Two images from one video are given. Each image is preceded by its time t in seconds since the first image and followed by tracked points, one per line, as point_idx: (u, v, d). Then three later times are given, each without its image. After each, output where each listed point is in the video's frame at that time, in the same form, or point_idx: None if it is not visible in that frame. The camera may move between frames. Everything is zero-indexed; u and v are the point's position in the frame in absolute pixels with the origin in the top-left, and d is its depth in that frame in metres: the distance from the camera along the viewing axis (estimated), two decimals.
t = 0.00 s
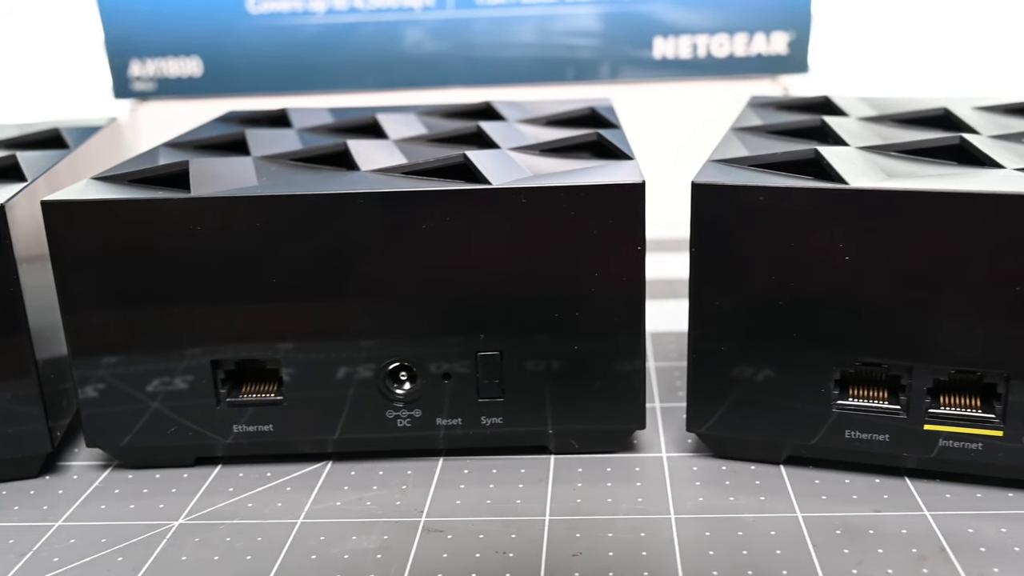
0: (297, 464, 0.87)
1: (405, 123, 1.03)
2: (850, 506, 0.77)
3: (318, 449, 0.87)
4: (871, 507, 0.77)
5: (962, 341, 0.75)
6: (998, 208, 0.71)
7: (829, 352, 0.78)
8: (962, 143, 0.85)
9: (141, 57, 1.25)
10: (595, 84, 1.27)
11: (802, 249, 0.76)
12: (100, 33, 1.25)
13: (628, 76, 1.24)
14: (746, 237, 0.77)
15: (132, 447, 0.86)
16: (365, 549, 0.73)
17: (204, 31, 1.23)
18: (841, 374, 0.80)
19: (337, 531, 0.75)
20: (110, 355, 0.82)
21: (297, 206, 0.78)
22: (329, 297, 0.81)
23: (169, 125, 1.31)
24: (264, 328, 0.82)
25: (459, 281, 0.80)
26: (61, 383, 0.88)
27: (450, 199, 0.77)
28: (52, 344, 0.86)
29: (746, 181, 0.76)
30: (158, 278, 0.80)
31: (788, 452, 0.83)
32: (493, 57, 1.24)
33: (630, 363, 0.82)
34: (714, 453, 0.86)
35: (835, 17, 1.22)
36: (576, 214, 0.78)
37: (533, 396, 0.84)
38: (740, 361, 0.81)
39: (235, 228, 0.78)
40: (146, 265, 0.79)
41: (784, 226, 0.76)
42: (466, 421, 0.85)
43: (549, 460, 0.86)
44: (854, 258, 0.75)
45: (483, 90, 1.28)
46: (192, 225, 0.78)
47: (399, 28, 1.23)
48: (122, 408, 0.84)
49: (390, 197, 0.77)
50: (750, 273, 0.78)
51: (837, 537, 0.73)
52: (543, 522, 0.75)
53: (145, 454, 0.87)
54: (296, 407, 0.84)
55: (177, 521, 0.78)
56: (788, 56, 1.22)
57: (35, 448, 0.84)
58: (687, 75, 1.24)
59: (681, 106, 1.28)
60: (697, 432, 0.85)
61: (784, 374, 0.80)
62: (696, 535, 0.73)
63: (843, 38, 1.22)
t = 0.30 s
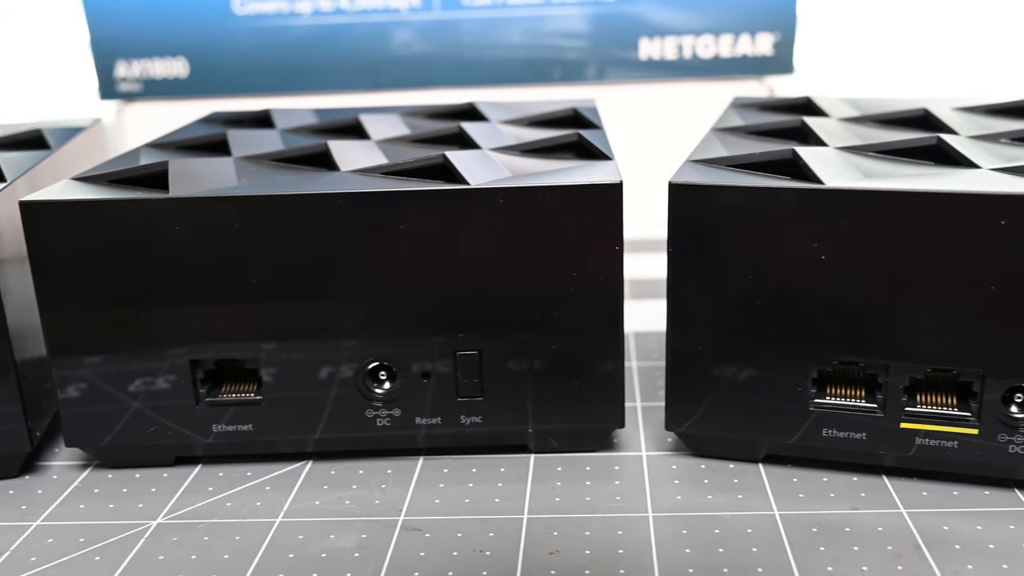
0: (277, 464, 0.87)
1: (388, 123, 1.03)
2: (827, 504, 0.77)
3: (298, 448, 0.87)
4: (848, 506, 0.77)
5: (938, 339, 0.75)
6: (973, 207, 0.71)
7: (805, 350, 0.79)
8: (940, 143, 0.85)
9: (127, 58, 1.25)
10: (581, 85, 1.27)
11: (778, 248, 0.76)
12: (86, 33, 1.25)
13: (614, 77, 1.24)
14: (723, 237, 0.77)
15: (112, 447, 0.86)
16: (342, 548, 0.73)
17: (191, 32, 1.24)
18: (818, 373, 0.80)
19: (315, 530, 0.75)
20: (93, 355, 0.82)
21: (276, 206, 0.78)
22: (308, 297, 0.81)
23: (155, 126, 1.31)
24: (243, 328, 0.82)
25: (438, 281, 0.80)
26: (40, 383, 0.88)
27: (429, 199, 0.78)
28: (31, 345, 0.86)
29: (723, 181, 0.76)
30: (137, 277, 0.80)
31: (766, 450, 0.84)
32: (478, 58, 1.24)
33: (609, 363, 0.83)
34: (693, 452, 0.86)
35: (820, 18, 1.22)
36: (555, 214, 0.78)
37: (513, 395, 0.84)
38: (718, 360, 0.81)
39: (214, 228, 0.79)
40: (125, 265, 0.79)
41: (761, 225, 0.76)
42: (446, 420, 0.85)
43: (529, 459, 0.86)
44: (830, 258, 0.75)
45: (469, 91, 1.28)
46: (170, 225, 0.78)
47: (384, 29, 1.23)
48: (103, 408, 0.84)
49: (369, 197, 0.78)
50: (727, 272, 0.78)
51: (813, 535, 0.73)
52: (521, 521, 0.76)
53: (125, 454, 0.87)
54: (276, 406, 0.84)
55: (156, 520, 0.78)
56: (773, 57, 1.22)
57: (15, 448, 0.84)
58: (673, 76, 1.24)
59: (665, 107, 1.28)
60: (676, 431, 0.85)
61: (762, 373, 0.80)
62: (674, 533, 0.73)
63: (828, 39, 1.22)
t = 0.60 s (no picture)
0: (264, 464, 0.87)
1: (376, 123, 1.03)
2: (812, 503, 0.77)
3: (285, 449, 0.87)
4: (833, 505, 0.77)
5: (922, 339, 0.75)
6: (957, 206, 0.71)
7: (790, 349, 0.79)
8: (926, 142, 0.86)
9: (117, 58, 1.24)
10: (572, 86, 1.27)
11: (763, 248, 0.76)
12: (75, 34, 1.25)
13: (604, 77, 1.24)
14: (708, 237, 0.77)
15: (98, 448, 0.86)
16: (327, 549, 0.73)
17: (181, 32, 1.23)
18: (803, 372, 0.80)
19: (300, 531, 0.75)
20: (81, 356, 0.82)
21: (260, 206, 0.78)
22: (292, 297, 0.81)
23: (145, 126, 1.31)
24: (228, 329, 0.82)
25: (423, 281, 0.80)
26: (26, 384, 0.88)
27: (414, 199, 0.78)
28: (16, 346, 0.86)
29: (708, 181, 0.76)
30: (122, 278, 0.80)
31: (752, 450, 0.84)
32: (468, 59, 1.24)
33: (595, 362, 0.82)
34: (680, 452, 0.86)
35: (811, 18, 1.22)
36: (539, 214, 0.78)
37: (499, 395, 0.84)
38: (704, 359, 0.81)
39: (198, 228, 0.79)
40: (109, 265, 0.79)
41: (745, 224, 0.76)
42: (432, 420, 0.85)
43: (515, 459, 0.86)
44: (814, 257, 0.75)
45: (459, 91, 1.28)
46: (154, 225, 0.78)
47: (375, 30, 1.23)
48: (89, 409, 0.84)
49: (353, 197, 0.78)
50: (712, 272, 0.78)
51: (798, 535, 0.73)
52: (506, 521, 0.76)
53: (111, 455, 0.86)
54: (261, 407, 0.84)
55: (140, 521, 0.78)
56: (763, 58, 1.23)
57: None
58: (663, 76, 1.24)
59: (655, 108, 1.28)
60: (663, 431, 0.85)
61: (748, 372, 0.80)
62: (658, 533, 0.73)
63: (819, 39, 1.23)
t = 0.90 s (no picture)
0: (247, 466, 0.86)
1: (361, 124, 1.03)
2: (794, 504, 0.77)
3: (268, 450, 0.86)
4: (816, 506, 0.77)
5: (904, 339, 0.75)
6: (938, 207, 0.71)
7: (773, 350, 0.79)
8: (909, 143, 0.86)
9: (104, 59, 1.24)
10: (559, 87, 1.27)
11: (745, 248, 0.76)
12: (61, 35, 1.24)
13: (592, 78, 1.24)
14: (691, 238, 0.77)
15: (81, 449, 0.85)
16: (308, 550, 0.72)
17: (168, 33, 1.23)
18: (786, 373, 0.80)
19: (282, 532, 0.75)
20: (64, 358, 0.82)
21: (242, 207, 0.78)
22: (275, 297, 0.80)
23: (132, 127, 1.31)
24: (211, 331, 0.81)
25: (406, 282, 0.80)
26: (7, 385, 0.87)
27: (396, 200, 0.77)
28: None
29: (690, 181, 0.76)
30: (103, 279, 0.79)
31: (736, 451, 0.84)
32: (456, 60, 1.24)
33: (578, 363, 0.82)
34: (663, 452, 0.86)
35: (800, 19, 1.22)
36: (522, 214, 0.78)
37: (483, 396, 0.84)
38: (687, 360, 0.81)
39: (179, 228, 0.78)
40: (91, 266, 0.79)
41: (727, 225, 0.76)
42: (415, 421, 0.85)
43: (499, 460, 0.86)
44: (796, 258, 0.75)
45: (446, 92, 1.27)
46: (136, 226, 0.78)
47: (363, 30, 1.23)
48: (72, 411, 0.84)
49: (335, 198, 0.77)
50: (695, 273, 0.78)
51: (780, 535, 0.73)
52: (489, 522, 0.75)
53: (93, 456, 0.86)
54: (244, 408, 0.84)
55: (122, 522, 0.77)
56: (751, 59, 1.23)
57: None
58: (652, 77, 1.24)
59: (643, 108, 1.28)
60: (646, 432, 0.85)
61: (731, 373, 0.80)
62: (641, 534, 0.73)
63: (808, 40, 1.22)
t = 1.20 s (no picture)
0: (232, 467, 0.86)
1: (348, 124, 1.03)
2: (780, 504, 0.77)
3: (253, 451, 0.86)
4: (802, 506, 0.77)
5: (889, 339, 0.75)
6: (922, 207, 0.71)
7: (759, 350, 0.79)
8: (895, 143, 0.86)
9: (92, 59, 1.24)
10: (549, 87, 1.26)
11: (730, 249, 0.76)
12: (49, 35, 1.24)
13: (582, 79, 1.24)
14: (676, 238, 0.77)
15: (65, 451, 0.85)
16: (292, 552, 0.72)
17: (156, 33, 1.23)
18: (772, 373, 0.80)
19: (266, 534, 0.75)
20: (47, 359, 0.81)
21: (226, 208, 0.77)
22: (259, 298, 0.80)
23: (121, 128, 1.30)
24: (195, 332, 0.81)
25: (391, 282, 0.80)
26: None
27: (380, 200, 0.77)
28: None
29: (675, 182, 0.76)
30: (87, 280, 0.79)
31: (722, 451, 0.84)
32: (446, 60, 1.24)
33: (563, 363, 0.82)
34: (649, 453, 0.86)
35: (790, 20, 1.21)
36: (507, 214, 0.78)
37: (469, 397, 0.84)
38: (673, 360, 0.81)
39: (163, 229, 0.78)
40: (74, 267, 0.79)
41: (712, 225, 0.76)
42: (401, 422, 0.84)
43: (485, 461, 0.86)
44: (781, 258, 0.75)
45: (436, 92, 1.27)
46: (119, 226, 0.78)
47: (352, 31, 1.22)
48: (56, 412, 0.83)
49: (320, 198, 0.77)
50: (680, 273, 0.78)
51: (765, 536, 0.73)
52: (474, 523, 0.75)
53: (77, 457, 0.86)
54: (229, 409, 0.84)
55: (105, 524, 0.77)
56: (740, 60, 1.22)
57: None
58: (643, 77, 1.24)
59: (633, 109, 1.28)
60: (632, 432, 0.85)
61: (717, 373, 0.80)
62: (626, 535, 0.73)
63: (798, 41, 1.22)
